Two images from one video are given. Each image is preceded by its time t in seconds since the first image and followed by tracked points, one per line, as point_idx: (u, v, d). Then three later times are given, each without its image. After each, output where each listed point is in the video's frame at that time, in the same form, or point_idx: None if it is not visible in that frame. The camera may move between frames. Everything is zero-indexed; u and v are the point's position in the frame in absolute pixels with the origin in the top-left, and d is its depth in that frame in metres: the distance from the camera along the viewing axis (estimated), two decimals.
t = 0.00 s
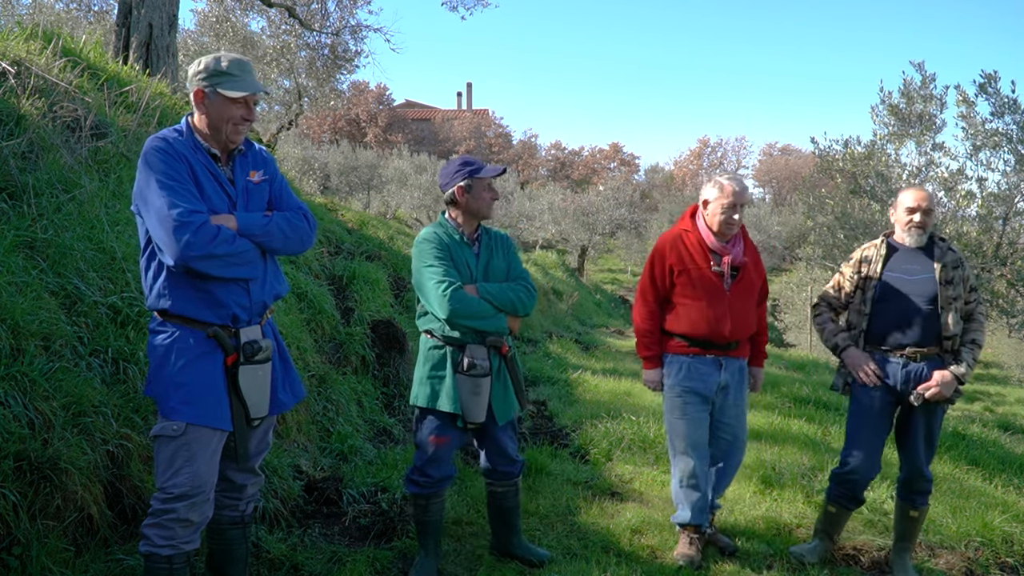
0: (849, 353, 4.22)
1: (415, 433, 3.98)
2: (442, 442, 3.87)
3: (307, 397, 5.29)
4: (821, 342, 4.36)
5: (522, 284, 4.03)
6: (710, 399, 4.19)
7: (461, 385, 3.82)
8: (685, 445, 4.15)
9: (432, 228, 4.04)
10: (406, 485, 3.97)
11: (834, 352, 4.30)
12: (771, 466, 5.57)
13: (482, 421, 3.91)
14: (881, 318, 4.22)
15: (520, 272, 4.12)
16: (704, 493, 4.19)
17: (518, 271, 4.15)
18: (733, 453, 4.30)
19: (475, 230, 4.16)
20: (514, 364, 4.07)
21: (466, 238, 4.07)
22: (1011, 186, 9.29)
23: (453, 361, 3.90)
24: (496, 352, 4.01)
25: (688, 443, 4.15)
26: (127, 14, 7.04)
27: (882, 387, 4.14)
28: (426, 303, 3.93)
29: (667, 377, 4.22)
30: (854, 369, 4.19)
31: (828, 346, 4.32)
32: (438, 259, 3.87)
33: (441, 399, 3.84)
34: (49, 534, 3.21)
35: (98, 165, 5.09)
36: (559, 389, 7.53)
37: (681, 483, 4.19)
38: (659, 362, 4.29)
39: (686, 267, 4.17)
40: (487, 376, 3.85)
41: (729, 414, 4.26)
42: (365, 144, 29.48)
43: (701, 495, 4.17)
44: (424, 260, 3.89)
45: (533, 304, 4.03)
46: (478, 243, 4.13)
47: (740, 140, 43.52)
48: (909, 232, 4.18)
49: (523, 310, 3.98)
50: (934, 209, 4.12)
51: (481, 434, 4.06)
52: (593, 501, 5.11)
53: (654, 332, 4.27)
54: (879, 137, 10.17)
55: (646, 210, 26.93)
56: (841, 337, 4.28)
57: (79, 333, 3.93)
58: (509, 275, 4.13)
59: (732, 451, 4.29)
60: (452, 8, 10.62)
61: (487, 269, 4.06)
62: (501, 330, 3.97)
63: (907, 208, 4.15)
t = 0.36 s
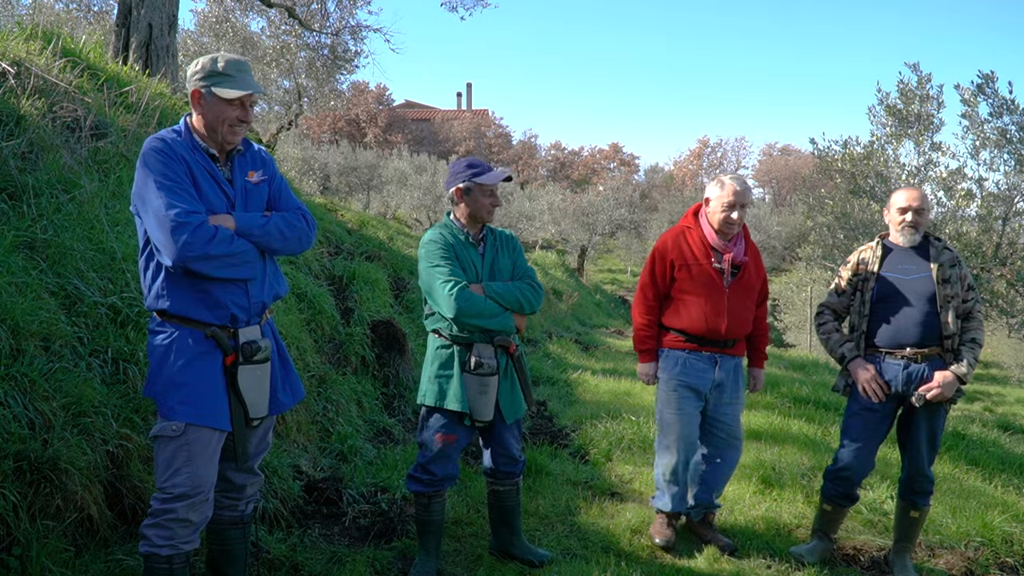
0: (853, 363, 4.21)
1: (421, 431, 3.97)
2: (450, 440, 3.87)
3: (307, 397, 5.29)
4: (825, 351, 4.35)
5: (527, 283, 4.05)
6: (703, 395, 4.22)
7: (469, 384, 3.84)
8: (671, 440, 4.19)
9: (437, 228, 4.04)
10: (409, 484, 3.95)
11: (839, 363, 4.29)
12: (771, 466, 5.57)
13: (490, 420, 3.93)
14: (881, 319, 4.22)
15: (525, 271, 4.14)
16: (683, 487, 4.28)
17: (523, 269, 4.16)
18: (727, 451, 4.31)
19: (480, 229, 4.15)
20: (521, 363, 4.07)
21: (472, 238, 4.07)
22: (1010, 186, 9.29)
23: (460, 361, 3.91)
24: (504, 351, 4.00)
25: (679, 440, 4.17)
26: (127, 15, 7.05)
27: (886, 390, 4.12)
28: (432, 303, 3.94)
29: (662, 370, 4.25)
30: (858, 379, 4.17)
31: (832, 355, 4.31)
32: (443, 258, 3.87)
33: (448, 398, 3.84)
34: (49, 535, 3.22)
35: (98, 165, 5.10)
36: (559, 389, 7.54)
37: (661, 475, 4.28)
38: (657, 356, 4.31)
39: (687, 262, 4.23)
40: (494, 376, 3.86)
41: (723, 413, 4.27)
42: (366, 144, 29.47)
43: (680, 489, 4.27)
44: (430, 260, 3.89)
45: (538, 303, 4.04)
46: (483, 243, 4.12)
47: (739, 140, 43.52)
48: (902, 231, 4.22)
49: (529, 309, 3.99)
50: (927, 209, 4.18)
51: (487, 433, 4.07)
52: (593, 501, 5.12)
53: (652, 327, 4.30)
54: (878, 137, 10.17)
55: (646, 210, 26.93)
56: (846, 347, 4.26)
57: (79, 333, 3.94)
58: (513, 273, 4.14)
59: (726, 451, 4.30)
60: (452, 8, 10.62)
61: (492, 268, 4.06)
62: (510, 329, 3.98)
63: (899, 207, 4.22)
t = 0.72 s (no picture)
0: (847, 362, 4.23)
1: (413, 429, 3.97)
2: (442, 438, 3.87)
3: (300, 397, 5.28)
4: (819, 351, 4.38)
5: (523, 284, 4.05)
6: (685, 393, 4.26)
7: (460, 382, 3.84)
8: (653, 438, 4.27)
9: (430, 227, 4.04)
10: (403, 482, 3.95)
11: (833, 363, 4.31)
12: (764, 464, 5.60)
13: (482, 418, 3.93)
14: (871, 318, 4.24)
15: (521, 269, 4.15)
16: (664, 484, 4.39)
17: (518, 269, 4.16)
18: (714, 448, 4.34)
19: (475, 229, 4.14)
20: (514, 362, 4.08)
21: (466, 237, 4.06)
22: (1000, 185, 9.35)
23: (451, 359, 3.90)
24: (496, 350, 4.01)
25: (659, 439, 4.25)
26: (118, 12, 7.00)
27: (878, 388, 4.15)
28: (424, 300, 3.94)
29: (646, 369, 4.27)
30: (852, 379, 4.20)
31: (825, 355, 4.34)
32: (437, 255, 3.88)
33: (440, 396, 3.84)
34: (39, 536, 3.19)
35: (89, 163, 5.07)
36: (553, 388, 7.54)
37: (643, 473, 4.39)
38: (641, 355, 4.33)
39: (669, 260, 4.25)
40: (486, 374, 3.87)
41: (709, 412, 4.30)
42: (359, 143, 29.35)
43: (661, 486, 4.38)
44: (422, 258, 3.89)
45: (533, 303, 4.05)
46: (479, 242, 4.12)
47: (732, 139, 43.63)
48: (887, 230, 4.26)
49: (523, 308, 4.01)
50: (914, 208, 4.20)
51: (480, 430, 4.07)
52: (587, 500, 5.13)
53: (636, 326, 4.32)
54: (871, 136, 10.21)
55: (639, 209, 26.95)
56: (839, 346, 4.29)
57: (70, 333, 3.91)
58: (508, 272, 4.14)
59: (712, 449, 4.34)
60: (445, 7, 10.59)
61: (486, 267, 4.06)
62: (501, 328, 3.98)
63: (887, 206, 4.23)
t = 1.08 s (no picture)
0: (831, 363, 4.24)
1: (398, 431, 3.96)
2: (426, 439, 3.86)
3: (286, 398, 5.26)
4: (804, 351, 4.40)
5: (506, 281, 4.03)
6: (657, 393, 4.33)
7: (444, 383, 3.85)
8: (631, 437, 4.32)
9: (412, 229, 4.03)
10: (388, 484, 3.94)
11: (816, 362, 4.33)
12: (750, 463, 5.62)
13: (466, 418, 3.92)
14: (853, 318, 4.26)
15: (503, 269, 4.14)
16: (647, 483, 4.41)
17: (501, 269, 4.16)
18: (689, 448, 4.40)
19: (457, 229, 4.15)
20: (498, 362, 4.08)
21: (448, 237, 4.07)
22: (984, 186, 9.42)
23: (434, 360, 3.90)
24: (479, 350, 4.00)
25: (636, 439, 4.32)
26: (103, 11, 6.96)
27: (863, 387, 4.17)
28: (407, 302, 3.94)
29: (617, 370, 4.34)
30: (836, 379, 4.21)
31: (809, 356, 4.36)
32: (418, 256, 3.88)
33: (423, 396, 3.84)
34: (23, 539, 3.17)
35: (73, 163, 5.04)
36: (540, 388, 7.55)
37: (624, 473, 4.43)
38: (612, 356, 4.41)
39: (635, 261, 4.35)
40: (469, 374, 3.87)
41: (683, 412, 4.36)
42: (346, 143, 29.25)
43: (644, 485, 4.40)
44: (403, 261, 3.89)
45: (517, 300, 4.02)
46: (460, 243, 4.12)
47: (719, 140, 43.86)
48: (865, 231, 4.27)
49: (507, 306, 3.97)
50: (891, 208, 4.20)
51: (466, 431, 4.07)
52: (574, 500, 5.13)
53: (606, 327, 4.41)
54: (857, 137, 10.28)
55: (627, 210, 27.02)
56: (823, 347, 4.30)
57: (53, 334, 3.88)
58: (491, 272, 4.14)
59: (688, 449, 4.40)
60: (433, 7, 10.59)
61: (468, 268, 4.06)
62: (485, 327, 3.98)
63: (864, 208, 4.25)
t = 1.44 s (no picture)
0: (803, 358, 4.32)
1: (375, 431, 3.94)
2: (403, 438, 3.84)
3: (262, 398, 5.22)
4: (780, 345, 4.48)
5: (479, 279, 4.04)
6: (624, 389, 4.39)
7: (421, 381, 3.82)
8: (601, 433, 4.38)
9: (384, 228, 4.01)
10: (365, 484, 3.92)
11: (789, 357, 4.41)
12: (726, 458, 5.67)
13: (443, 416, 3.91)
14: (826, 313, 4.32)
15: (478, 266, 4.14)
16: (622, 477, 4.48)
17: (475, 266, 4.15)
18: (660, 442, 4.44)
19: (428, 227, 4.13)
20: (474, 359, 4.07)
21: (420, 236, 4.05)
22: (955, 181, 9.53)
23: (411, 358, 3.88)
24: (455, 347, 3.99)
25: (605, 434, 4.38)
26: (71, 6, 6.82)
27: (831, 382, 4.25)
28: (381, 301, 3.92)
29: (583, 368, 4.40)
30: (806, 374, 4.29)
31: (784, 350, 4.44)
32: (391, 255, 3.86)
33: (400, 395, 3.82)
34: None
35: (41, 162, 4.94)
36: (518, 385, 7.55)
37: (599, 469, 4.49)
38: (576, 355, 4.46)
39: (596, 258, 4.38)
40: (446, 371, 3.86)
41: (651, 406, 4.43)
42: (321, 141, 29.01)
43: (619, 480, 4.47)
44: (377, 260, 3.87)
45: (490, 298, 4.04)
46: (432, 240, 4.11)
47: (695, 137, 44.16)
48: (838, 228, 4.31)
49: (480, 305, 3.99)
50: (864, 206, 4.23)
51: (443, 430, 4.06)
52: (552, 496, 5.14)
53: (569, 326, 4.46)
54: (831, 134, 10.38)
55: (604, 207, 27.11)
56: (797, 342, 4.36)
57: (22, 336, 3.81)
58: (465, 270, 4.13)
59: (659, 443, 4.43)
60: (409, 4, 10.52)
61: (441, 266, 4.05)
62: (460, 324, 3.98)
63: (839, 205, 4.28)
